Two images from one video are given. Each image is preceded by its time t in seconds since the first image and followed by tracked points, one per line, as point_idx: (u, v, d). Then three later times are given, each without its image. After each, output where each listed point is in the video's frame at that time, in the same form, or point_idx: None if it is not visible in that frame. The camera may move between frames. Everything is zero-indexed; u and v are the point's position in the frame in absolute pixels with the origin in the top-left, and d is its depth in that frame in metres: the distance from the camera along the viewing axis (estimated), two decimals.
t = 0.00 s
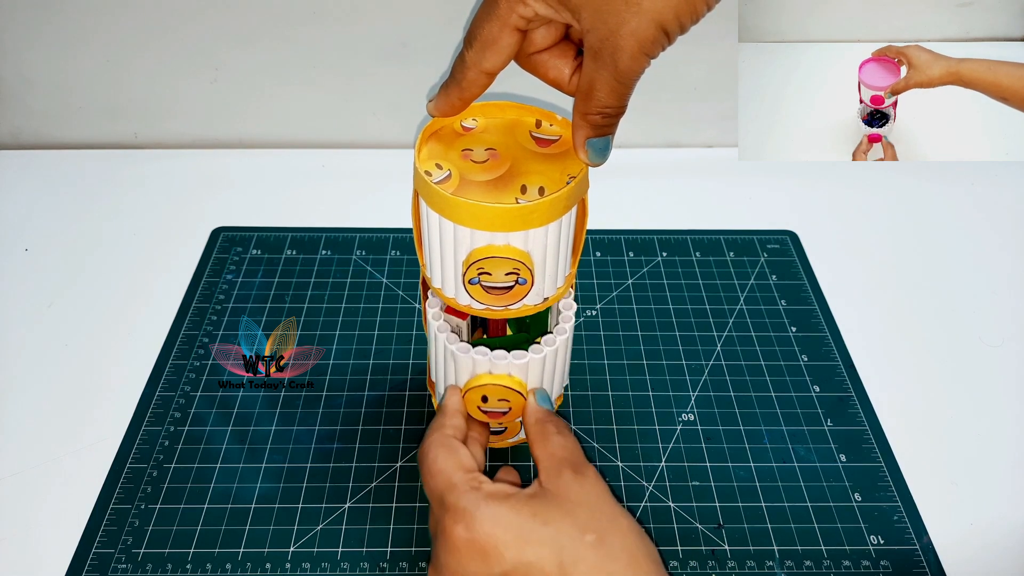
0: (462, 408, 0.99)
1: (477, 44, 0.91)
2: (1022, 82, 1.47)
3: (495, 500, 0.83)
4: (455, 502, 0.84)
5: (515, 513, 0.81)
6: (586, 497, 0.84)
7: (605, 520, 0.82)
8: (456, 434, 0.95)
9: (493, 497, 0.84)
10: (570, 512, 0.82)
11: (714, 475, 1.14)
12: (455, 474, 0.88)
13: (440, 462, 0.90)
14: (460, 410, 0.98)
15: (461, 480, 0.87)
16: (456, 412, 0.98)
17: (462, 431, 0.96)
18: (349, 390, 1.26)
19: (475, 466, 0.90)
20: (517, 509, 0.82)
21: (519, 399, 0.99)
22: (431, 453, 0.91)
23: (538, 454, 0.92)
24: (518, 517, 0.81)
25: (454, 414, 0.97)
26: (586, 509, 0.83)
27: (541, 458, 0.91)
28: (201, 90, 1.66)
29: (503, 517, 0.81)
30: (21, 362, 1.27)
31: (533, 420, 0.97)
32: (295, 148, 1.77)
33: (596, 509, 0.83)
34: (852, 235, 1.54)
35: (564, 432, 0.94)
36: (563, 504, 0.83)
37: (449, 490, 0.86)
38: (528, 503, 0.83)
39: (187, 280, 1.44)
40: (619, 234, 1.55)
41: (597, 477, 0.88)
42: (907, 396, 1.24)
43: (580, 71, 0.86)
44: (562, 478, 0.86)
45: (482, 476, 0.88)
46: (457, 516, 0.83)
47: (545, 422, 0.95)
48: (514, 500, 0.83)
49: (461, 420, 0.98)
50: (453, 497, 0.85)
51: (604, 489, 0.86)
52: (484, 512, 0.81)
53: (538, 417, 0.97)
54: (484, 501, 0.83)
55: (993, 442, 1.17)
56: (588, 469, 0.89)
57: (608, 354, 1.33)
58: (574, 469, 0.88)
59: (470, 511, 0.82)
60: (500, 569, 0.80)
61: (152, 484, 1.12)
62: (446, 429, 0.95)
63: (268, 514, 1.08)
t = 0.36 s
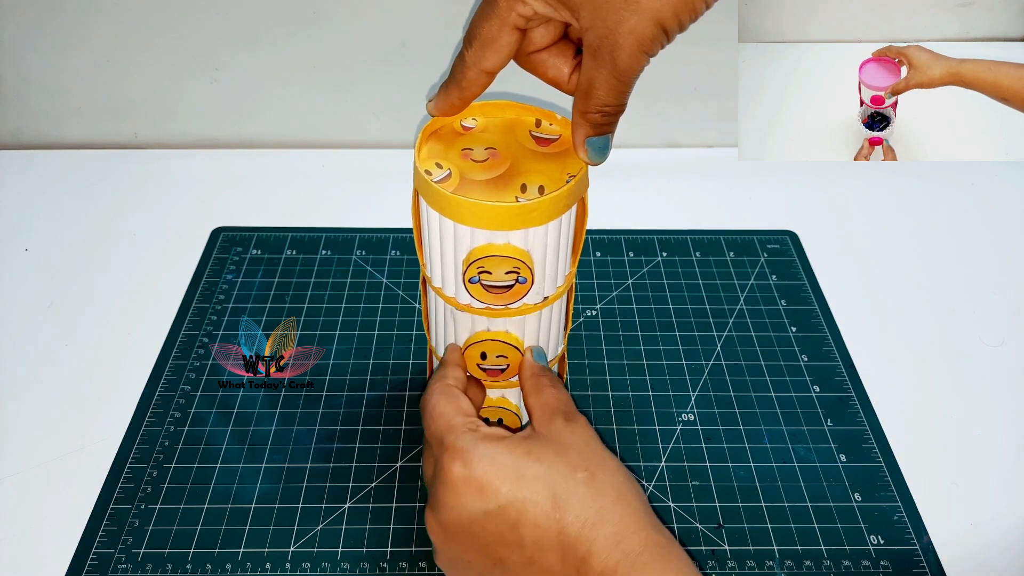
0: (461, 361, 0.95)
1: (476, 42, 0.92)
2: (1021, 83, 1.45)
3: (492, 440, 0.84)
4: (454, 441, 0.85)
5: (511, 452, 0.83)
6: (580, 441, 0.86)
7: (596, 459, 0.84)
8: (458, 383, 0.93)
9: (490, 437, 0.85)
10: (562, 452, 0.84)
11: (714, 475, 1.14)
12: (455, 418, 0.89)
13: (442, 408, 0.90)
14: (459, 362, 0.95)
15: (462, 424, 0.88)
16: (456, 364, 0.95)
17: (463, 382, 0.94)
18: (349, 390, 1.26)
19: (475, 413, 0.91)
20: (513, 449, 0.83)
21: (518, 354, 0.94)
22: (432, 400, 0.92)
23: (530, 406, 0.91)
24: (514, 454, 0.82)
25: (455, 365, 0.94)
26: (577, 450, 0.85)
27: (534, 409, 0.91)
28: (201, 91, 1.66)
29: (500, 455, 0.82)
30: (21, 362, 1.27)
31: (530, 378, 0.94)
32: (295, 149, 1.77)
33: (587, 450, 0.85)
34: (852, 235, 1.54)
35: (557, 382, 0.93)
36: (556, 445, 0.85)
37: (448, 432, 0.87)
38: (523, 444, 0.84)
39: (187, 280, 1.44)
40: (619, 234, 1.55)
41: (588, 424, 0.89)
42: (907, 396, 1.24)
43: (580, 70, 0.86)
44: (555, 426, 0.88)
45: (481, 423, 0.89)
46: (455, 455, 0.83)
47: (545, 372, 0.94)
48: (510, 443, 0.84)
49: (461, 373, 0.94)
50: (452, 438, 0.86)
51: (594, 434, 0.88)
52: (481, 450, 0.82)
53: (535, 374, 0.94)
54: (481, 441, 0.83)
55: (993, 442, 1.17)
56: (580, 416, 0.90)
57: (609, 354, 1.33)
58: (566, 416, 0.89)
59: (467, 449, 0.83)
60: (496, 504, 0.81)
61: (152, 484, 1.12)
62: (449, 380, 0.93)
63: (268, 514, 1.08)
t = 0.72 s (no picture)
0: (454, 297, 0.89)
1: (478, 44, 0.93)
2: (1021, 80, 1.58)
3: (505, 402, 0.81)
4: (463, 401, 0.80)
5: (526, 413, 0.80)
6: (594, 397, 0.84)
7: (613, 421, 0.82)
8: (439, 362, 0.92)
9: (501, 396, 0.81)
10: (579, 414, 0.81)
11: (714, 475, 1.14)
12: (462, 372, 0.83)
13: (444, 357, 0.84)
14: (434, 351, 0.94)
15: (467, 378, 0.83)
16: (449, 303, 0.88)
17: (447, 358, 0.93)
18: (349, 390, 1.26)
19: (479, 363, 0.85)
20: (528, 411, 0.80)
21: (518, 354, 0.94)
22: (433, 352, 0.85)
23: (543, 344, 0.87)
24: (531, 417, 0.79)
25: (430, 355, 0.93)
26: (593, 411, 0.82)
27: (546, 349, 0.87)
28: (202, 90, 1.66)
29: (515, 418, 0.79)
30: (21, 362, 1.27)
31: (540, 315, 0.87)
32: (295, 148, 1.77)
33: (604, 411, 0.83)
34: (852, 235, 1.54)
35: (575, 325, 0.88)
36: (572, 404, 0.82)
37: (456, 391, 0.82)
38: (537, 404, 0.81)
39: (187, 280, 1.44)
40: (619, 234, 1.55)
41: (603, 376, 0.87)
42: (907, 396, 1.24)
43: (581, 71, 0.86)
44: (571, 376, 0.85)
45: (487, 375, 0.84)
46: (466, 417, 0.80)
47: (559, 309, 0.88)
48: (523, 402, 0.81)
49: (455, 311, 0.88)
50: (459, 395, 0.81)
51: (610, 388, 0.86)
52: (496, 413, 0.79)
53: (546, 310, 0.87)
54: (494, 402, 0.80)
55: (993, 442, 1.17)
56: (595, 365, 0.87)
57: (609, 354, 1.33)
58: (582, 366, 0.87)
59: (480, 412, 0.79)
60: (513, 470, 0.78)
61: (152, 484, 1.12)
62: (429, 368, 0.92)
63: (268, 514, 1.08)
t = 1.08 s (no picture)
0: (463, 290, 0.86)
1: (477, 44, 0.92)
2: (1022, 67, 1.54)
3: (504, 387, 0.76)
4: (461, 386, 0.75)
5: (526, 398, 0.75)
6: (596, 382, 0.79)
7: (616, 407, 0.78)
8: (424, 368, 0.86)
9: (501, 382, 0.77)
10: (582, 400, 0.77)
11: (714, 475, 1.14)
12: (462, 358, 0.79)
13: (445, 344, 0.80)
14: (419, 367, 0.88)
15: (467, 364, 0.78)
16: (456, 296, 0.85)
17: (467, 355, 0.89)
18: (349, 390, 1.26)
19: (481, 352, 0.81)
20: (529, 395, 0.75)
21: (519, 354, 0.95)
22: (433, 338, 0.81)
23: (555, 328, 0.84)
24: (531, 402, 0.74)
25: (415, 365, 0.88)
26: (597, 396, 0.78)
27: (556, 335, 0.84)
28: (201, 91, 1.66)
29: (515, 403, 0.74)
30: (21, 362, 1.27)
31: (548, 298, 0.85)
32: (295, 148, 1.77)
33: (607, 396, 0.78)
34: (852, 234, 1.54)
35: (587, 306, 0.86)
36: (575, 390, 0.77)
37: (452, 375, 0.77)
38: (538, 388, 0.76)
39: (187, 280, 1.44)
40: (619, 234, 1.55)
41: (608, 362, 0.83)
42: (907, 396, 1.24)
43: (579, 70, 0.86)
44: (576, 362, 0.80)
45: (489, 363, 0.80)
46: (461, 401, 0.74)
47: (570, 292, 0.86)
48: (522, 388, 0.76)
49: (462, 303, 0.86)
50: (457, 381, 0.76)
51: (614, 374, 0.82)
52: (493, 398, 0.74)
53: (552, 293, 0.85)
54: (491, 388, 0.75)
55: (993, 442, 1.17)
56: (601, 352, 0.83)
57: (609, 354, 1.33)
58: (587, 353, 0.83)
59: (477, 396, 0.74)
60: (510, 458, 0.73)
61: (152, 484, 1.12)
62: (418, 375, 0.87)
63: (268, 514, 1.08)
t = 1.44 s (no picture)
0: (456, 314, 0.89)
1: (478, 44, 0.92)
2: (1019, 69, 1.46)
3: (499, 425, 0.77)
4: (455, 426, 0.76)
5: (520, 437, 0.76)
6: (592, 417, 0.81)
7: (613, 443, 0.80)
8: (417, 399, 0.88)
9: (495, 420, 0.78)
10: (579, 437, 0.78)
11: (714, 475, 1.14)
12: (455, 395, 0.79)
13: (437, 380, 0.81)
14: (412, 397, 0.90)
15: (460, 402, 0.79)
16: (448, 321, 0.88)
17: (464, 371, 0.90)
18: (349, 390, 1.26)
19: (473, 385, 0.82)
20: (525, 434, 0.76)
21: (518, 352, 0.96)
22: (425, 371, 0.82)
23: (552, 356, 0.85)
24: (527, 441, 0.76)
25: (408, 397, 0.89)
26: (594, 432, 0.80)
27: (552, 364, 0.85)
28: (202, 91, 1.67)
29: (511, 443, 0.75)
30: (21, 362, 1.27)
31: (546, 324, 0.87)
32: (295, 149, 1.77)
33: (603, 432, 0.80)
34: (852, 234, 1.54)
35: (583, 334, 0.87)
36: (572, 426, 0.79)
37: (447, 413, 0.78)
38: (535, 426, 0.77)
39: (187, 280, 1.44)
40: (619, 234, 1.55)
41: (604, 394, 0.85)
42: (907, 396, 1.24)
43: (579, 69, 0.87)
44: (572, 395, 0.82)
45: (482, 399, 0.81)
46: (457, 442, 0.75)
47: (565, 318, 0.87)
48: (519, 426, 0.77)
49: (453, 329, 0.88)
50: (452, 419, 0.77)
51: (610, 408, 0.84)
52: (489, 438, 0.75)
53: (548, 318, 0.88)
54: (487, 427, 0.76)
55: (993, 442, 1.17)
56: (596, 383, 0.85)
57: (609, 354, 1.33)
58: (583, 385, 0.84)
59: (473, 437, 0.75)
60: (506, 500, 0.74)
61: (152, 484, 1.12)
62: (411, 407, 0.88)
63: (268, 514, 1.08)
